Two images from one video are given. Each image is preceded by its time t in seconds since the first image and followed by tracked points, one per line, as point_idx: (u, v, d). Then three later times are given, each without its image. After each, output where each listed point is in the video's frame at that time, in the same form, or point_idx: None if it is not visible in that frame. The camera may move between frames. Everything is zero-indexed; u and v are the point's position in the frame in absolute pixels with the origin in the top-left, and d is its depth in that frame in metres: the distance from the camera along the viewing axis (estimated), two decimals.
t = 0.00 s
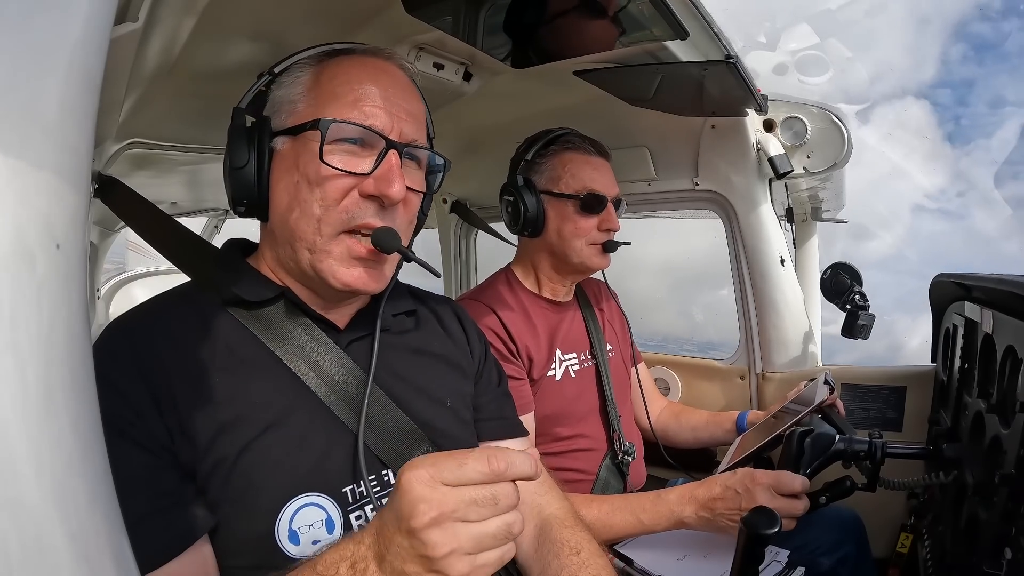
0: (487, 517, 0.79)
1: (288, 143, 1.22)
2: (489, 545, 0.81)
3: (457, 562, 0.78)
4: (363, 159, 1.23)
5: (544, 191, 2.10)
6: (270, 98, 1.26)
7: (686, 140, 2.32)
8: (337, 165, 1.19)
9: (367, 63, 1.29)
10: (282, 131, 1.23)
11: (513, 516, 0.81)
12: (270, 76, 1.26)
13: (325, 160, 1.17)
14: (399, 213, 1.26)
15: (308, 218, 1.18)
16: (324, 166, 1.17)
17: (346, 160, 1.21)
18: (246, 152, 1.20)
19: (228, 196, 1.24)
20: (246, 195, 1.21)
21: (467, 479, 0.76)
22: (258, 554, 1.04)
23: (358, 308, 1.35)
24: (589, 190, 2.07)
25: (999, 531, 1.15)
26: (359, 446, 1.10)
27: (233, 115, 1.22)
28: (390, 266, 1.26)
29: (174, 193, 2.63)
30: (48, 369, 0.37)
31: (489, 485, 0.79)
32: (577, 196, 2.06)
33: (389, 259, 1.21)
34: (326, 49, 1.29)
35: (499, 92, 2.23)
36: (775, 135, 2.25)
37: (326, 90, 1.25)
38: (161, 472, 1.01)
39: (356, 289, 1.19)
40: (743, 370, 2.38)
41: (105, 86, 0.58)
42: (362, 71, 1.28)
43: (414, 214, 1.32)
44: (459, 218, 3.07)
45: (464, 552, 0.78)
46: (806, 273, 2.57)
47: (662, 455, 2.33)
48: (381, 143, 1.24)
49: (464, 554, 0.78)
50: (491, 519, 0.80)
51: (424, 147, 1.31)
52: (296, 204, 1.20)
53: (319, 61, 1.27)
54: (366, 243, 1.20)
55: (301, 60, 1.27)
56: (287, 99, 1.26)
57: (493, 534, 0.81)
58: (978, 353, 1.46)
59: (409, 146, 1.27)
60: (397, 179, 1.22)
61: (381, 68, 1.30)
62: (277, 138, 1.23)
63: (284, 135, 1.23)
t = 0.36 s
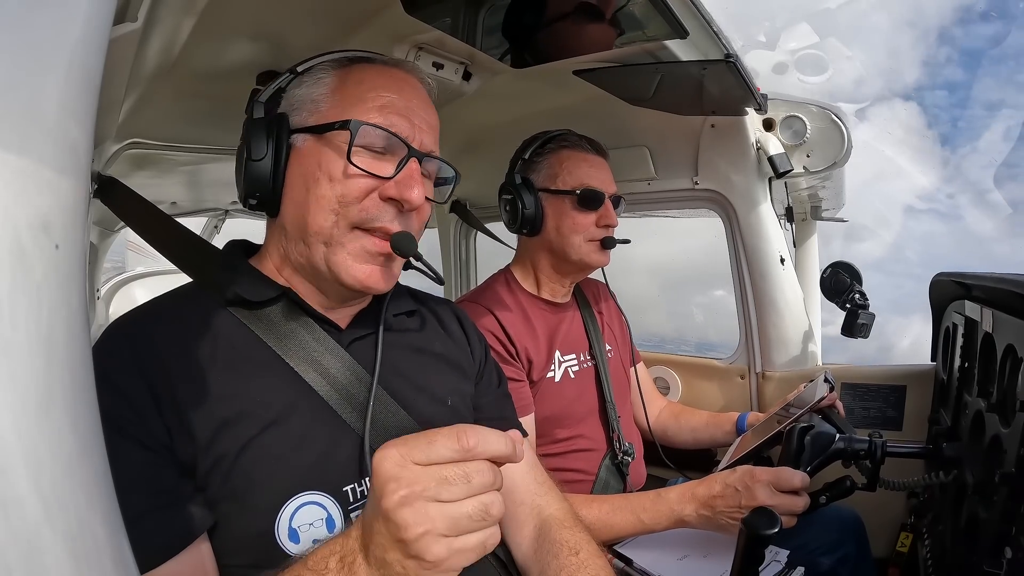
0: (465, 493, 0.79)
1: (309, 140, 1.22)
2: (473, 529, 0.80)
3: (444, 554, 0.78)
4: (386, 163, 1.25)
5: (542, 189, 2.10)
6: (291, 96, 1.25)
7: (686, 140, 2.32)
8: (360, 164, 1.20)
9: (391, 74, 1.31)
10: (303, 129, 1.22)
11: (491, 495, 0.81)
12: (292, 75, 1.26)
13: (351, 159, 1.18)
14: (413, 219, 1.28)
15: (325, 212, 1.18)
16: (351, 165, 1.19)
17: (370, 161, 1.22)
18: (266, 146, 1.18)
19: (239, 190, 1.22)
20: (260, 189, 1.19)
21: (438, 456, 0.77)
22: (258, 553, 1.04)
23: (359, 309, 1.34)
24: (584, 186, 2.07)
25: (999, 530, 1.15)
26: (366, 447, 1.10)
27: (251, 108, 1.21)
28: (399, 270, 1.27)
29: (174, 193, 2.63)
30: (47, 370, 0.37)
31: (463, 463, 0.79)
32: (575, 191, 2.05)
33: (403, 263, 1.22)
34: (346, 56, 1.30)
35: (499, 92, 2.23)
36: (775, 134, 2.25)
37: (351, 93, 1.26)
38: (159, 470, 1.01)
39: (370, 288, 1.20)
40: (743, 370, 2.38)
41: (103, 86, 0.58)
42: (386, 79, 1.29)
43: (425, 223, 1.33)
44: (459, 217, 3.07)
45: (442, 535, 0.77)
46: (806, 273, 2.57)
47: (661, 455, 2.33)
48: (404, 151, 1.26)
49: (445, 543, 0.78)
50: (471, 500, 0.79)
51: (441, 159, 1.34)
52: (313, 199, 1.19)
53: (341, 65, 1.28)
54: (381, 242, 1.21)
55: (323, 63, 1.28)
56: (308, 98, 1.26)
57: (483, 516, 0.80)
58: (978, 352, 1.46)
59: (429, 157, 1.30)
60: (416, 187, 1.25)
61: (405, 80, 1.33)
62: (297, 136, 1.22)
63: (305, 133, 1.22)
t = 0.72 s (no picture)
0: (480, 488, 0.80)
1: (343, 141, 1.22)
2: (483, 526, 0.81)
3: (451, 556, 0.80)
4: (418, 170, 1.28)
5: (539, 187, 2.10)
6: (320, 95, 1.25)
7: (685, 141, 2.32)
8: (400, 170, 1.23)
9: (416, 79, 1.34)
10: (333, 129, 1.22)
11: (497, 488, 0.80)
12: (311, 71, 1.24)
13: (395, 166, 1.22)
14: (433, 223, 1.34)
15: (363, 215, 1.20)
16: (394, 172, 1.22)
17: (406, 167, 1.26)
18: (297, 142, 1.16)
19: (261, 186, 1.16)
20: (288, 186, 1.16)
21: (443, 450, 0.77)
22: (258, 551, 1.04)
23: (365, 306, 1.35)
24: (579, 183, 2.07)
25: (999, 531, 1.15)
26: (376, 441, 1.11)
27: (276, 104, 1.18)
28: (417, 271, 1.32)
29: (174, 193, 2.63)
30: (48, 368, 0.37)
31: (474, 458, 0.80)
32: (570, 187, 2.06)
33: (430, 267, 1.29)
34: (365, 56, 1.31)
35: (498, 93, 2.23)
36: (775, 135, 2.25)
37: (380, 96, 1.27)
38: (162, 465, 1.01)
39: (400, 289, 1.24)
40: (743, 370, 2.38)
41: (102, 84, 0.58)
42: (413, 86, 1.32)
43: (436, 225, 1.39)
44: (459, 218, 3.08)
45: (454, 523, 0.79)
46: (806, 273, 2.57)
47: (662, 455, 2.33)
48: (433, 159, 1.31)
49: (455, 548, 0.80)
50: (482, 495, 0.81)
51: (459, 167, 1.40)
52: (349, 201, 1.20)
53: (363, 65, 1.29)
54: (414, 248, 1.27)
55: (344, 62, 1.28)
56: (334, 98, 1.25)
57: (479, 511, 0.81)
58: (978, 353, 1.46)
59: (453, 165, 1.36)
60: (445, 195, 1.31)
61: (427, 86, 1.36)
62: (325, 135, 1.22)
63: (336, 133, 1.22)
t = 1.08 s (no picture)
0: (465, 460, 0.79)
1: (313, 141, 1.21)
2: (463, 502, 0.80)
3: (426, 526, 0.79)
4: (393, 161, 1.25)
5: (542, 186, 2.10)
6: (287, 97, 1.24)
7: (685, 140, 2.32)
8: (369, 164, 1.21)
9: (387, 68, 1.30)
10: (305, 130, 1.22)
11: (452, 418, 0.78)
12: (281, 73, 1.24)
13: (361, 157, 1.19)
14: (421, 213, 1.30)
15: (338, 213, 1.19)
16: (361, 165, 1.19)
17: (378, 159, 1.23)
18: (269, 148, 1.16)
19: (241, 197, 1.18)
20: (265, 192, 1.17)
21: (395, 386, 0.77)
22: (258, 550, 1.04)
23: (362, 305, 1.35)
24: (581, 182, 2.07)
25: (999, 531, 1.15)
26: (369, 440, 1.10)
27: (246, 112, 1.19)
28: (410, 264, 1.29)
29: (174, 193, 2.62)
30: (45, 369, 0.37)
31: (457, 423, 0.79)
32: (574, 187, 2.06)
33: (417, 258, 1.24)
34: (335, 50, 1.29)
35: (499, 92, 2.23)
36: (775, 135, 2.26)
37: (348, 90, 1.25)
38: (160, 462, 1.01)
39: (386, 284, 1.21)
40: (743, 370, 2.38)
41: (104, 85, 0.58)
42: (383, 75, 1.29)
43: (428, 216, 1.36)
44: (459, 218, 3.08)
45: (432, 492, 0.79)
46: (806, 273, 2.57)
47: (662, 455, 2.33)
48: (408, 146, 1.27)
49: (398, 458, 0.77)
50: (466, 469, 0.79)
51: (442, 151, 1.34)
52: (324, 200, 1.19)
53: (332, 61, 1.27)
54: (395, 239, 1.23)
55: (313, 59, 1.27)
56: (304, 97, 1.25)
57: (459, 477, 0.80)
58: (978, 352, 1.46)
59: (432, 150, 1.30)
60: (424, 182, 1.26)
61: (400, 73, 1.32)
62: (298, 137, 1.22)
63: (307, 133, 1.22)
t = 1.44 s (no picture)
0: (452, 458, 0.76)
1: (272, 145, 1.24)
2: (449, 501, 0.76)
3: (411, 529, 0.75)
4: (337, 161, 1.23)
5: (539, 187, 2.10)
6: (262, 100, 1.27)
7: (685, 141, 2.32)
8: (307, 168, 1.19)
9: (352, 63, 1.28)
10: (269, 134, 1.25)
11: (483, 488, 0.77)
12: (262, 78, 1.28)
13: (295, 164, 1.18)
14: (375, 213, 1.25)
15: (283, 219, 1.20)
16: (295, 171, 1.18)
17: (319, 163, 1.21)
18: (236, 155, 1.24)
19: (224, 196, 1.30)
20: (236, 196, 1.26)
21: (427, 443, 0.76)
22: (257, 550, 1.04)
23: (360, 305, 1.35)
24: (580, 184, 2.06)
25: (999, 531, 1.15)
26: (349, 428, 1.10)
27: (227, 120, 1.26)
28: (372, 266, 1.24)
29: (174, 193, 2.62)
30: (45, 367, 0.37)
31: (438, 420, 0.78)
32: (570, 188, 2.05)
33: (364, 261, 1.20)
34: (314, 48, 1.29)
35: (498, 92, 2.22)
36: (775, 135, 2.25)
37: (309, 90, 1.25)
38: (157, 459, 1.01)
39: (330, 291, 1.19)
40: (743, 370, 2.38)
41: (102, 82, 0.57)
42: (344, 70, 1.26)
43: (396, 213, 1.32)
44: (459, 218, 3.08)
45: (416, 491, 0.75)
46: (806, 274, 2.57)
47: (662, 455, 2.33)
48: (353, 145, 1.23)
49: (419, 523, 0.75)
50: (452, 466, 0.76)
51: (399, 145, 1.28)
52: (274, 206, 1.21)
53: (306, 61, 1.28)
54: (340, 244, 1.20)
55: (290, 61, 1.28)
56: (273, 101, 1.28)
57: (479, 546, 0.78)
58: (978, 353, 1.46)
59: (382, 146, 1.24)
60: (367, 181, 1.21)
61: (365, 66, 1.29)
62: (264, 140, 1.25)
63: (269, 137, 1.25)
